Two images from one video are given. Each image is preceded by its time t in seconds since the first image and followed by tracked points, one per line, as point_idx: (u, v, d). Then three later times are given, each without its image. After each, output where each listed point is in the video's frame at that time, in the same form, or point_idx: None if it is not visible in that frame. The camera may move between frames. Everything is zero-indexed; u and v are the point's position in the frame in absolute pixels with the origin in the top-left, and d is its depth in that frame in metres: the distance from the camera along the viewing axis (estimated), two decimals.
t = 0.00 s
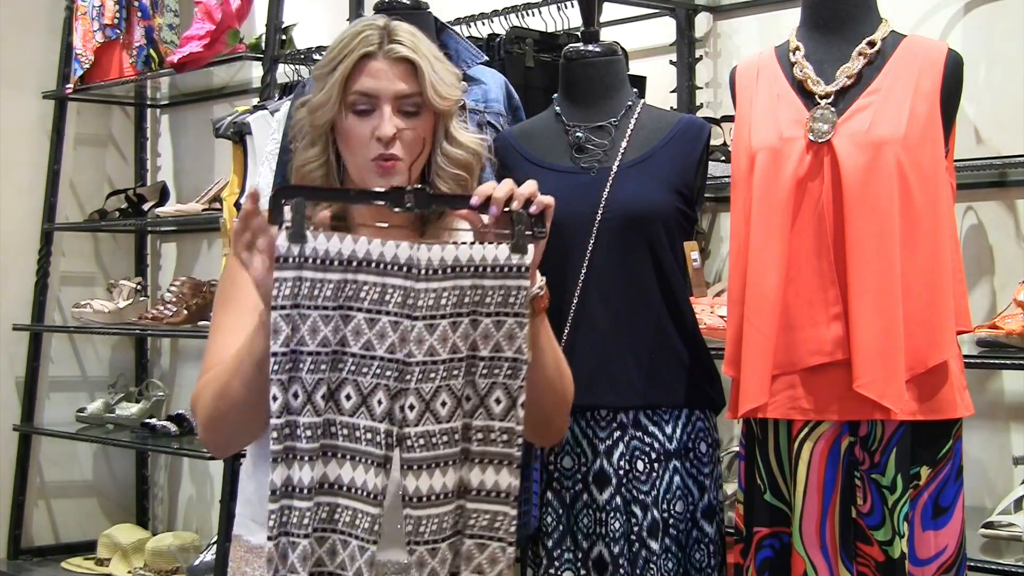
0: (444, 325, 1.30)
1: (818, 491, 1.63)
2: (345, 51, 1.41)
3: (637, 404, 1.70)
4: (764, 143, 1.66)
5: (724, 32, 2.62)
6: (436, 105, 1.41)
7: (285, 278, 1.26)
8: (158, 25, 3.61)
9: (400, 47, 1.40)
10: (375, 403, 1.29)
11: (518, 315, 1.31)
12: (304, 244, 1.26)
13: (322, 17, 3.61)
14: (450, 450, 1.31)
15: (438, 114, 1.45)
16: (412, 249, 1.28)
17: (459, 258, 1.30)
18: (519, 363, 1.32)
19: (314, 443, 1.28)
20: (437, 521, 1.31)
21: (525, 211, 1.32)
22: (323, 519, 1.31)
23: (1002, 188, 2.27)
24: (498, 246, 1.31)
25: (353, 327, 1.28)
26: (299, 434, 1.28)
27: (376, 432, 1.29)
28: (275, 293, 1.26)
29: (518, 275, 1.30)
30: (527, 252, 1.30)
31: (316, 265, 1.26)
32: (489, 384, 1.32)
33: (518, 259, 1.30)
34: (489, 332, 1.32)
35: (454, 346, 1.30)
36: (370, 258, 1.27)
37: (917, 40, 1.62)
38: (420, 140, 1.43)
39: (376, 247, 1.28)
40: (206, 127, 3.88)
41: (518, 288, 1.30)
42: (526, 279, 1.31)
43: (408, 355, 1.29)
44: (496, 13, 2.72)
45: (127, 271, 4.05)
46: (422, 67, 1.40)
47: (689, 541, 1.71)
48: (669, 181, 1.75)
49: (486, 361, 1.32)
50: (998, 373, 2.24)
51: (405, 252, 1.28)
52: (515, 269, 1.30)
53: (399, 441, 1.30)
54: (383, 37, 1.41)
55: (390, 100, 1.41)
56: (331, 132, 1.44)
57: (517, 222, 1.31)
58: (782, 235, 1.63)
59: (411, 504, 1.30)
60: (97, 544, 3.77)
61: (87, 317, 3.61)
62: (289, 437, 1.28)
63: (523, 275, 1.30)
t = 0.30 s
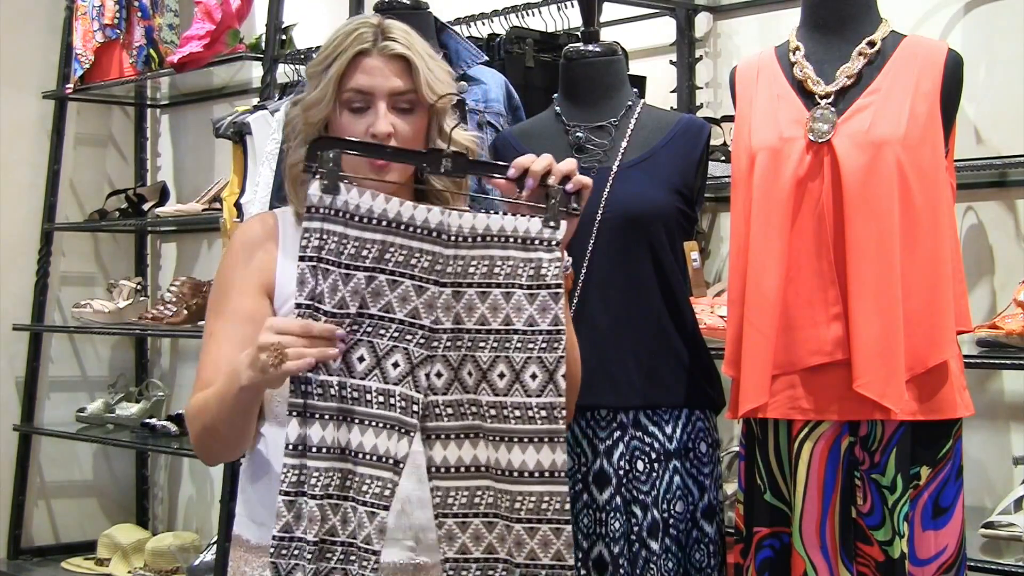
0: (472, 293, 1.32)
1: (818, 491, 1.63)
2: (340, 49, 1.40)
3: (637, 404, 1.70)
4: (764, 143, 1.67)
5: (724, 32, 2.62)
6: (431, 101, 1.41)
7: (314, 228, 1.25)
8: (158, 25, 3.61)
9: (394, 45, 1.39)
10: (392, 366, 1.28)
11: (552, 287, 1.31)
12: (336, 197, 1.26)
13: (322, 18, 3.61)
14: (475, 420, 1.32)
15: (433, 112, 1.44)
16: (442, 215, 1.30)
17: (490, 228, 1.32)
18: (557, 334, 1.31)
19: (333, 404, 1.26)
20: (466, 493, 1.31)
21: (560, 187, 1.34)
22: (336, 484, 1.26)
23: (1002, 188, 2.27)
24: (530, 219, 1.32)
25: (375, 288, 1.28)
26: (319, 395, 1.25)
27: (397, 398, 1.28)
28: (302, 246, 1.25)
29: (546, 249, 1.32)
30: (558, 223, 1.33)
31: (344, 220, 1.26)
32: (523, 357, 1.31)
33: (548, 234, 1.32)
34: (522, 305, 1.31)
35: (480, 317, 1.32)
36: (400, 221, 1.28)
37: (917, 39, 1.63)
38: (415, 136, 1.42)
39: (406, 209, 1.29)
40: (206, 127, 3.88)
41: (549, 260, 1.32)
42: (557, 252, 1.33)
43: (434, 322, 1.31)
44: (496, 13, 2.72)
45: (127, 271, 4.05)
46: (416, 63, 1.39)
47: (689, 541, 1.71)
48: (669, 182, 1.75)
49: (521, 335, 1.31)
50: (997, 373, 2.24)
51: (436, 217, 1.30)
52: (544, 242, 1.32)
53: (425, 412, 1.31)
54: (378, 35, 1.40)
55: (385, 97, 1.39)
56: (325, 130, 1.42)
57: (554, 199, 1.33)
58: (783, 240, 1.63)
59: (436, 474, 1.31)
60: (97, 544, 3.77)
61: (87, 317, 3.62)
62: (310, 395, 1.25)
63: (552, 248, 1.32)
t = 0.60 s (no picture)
0: (502, 302, 1.24)
1: (818, 490, 1.63)
2: (336, 42, 1.38)
3: (637, 404, 1.69)
4: (764, 143, 1.67)
5: (724, 32, 2.62)
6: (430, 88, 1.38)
7: (365, 213, 1.22)
8: (158, 25, 3.61)
9: (390, 32, 1.37)
10: (421, 362, 1.23)
11: (576, 311, 1.24)
12: (386, 183, 1.23)
13: (321, 18, 3.61)
14: (487, 429, 1.24)
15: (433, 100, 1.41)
16: (484, 221, 1.25)
17: (529, 241, 1.25)
18: (572, 358, 1.24)
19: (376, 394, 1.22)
20: (475, 501, 1.24)
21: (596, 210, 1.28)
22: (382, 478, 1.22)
23: (1002, 188, 2.27)
24: (568, 241, 1.26)
25: (414, 282, 1.23)
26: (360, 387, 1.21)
27: (424, 396, 1.22)
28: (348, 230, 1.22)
29: (578, 272, 1.25)
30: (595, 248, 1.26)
31: (391, 209, 1.23)
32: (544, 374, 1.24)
33: (581, 257, 1.25)
34: (545, 325, 1.24)
35: (507, 328, 1.24)
36: (443, 217, 1.24)
37: (917, 39, 1.63)
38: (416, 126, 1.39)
39: (451, 208, 1.24)
40: (206, 127, 3.88)
41: (578, 284, 1.25)
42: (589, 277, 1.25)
43: (467, 324, 1.24)
44: (496, 13, 2.72)
45: (127, 271, 4.05)
46: (413, 49, 1.36)
47: (689, 541, 1.71)
48: (669, 182, 1.75)
49: (541, 352, 1.24)
50: (997, 372, 2.24)
51: (478, 220, 1.25)
52: (576, 265, 1.25)
53: (447, 413, 1.23)
54: (373, 27, 1.38)
55: (383, 85, 1.37)
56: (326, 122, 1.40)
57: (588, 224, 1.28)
58: (783, 237, 1.64)
59: (451, 478, 1.24)
60: (97, 544, 3.77)
61: (87, 317, 3.62)
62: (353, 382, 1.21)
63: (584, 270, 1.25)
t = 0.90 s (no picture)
0: (571, 274, 1.32)
1: (818, 490, 1.63)
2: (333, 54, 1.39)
3: (637, 404, 1.69)
4: (764, 143, 1.67)
5: (724, 32, 2.62)
6: (431, 89, 1.37)
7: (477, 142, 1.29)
8: (158, 25, 3.61)
9: (383, 38, 1.37)
10: (483, 308, 1.29)
11: (639, 305, 1.30)
12: (503, 125, 1.30)
13: (321, 18, 3.61)
14: (522, 380, 1.28)
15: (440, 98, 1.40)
16: (576, 192, 1.34)
17: (604, 226, 1.33)
18: (626, 346, 1.30)
19: (446, 334, 1.27)
20: (495, 444, 1.26)
21: (672, 232, 1.40)
22: (415, 414, 1.26)
23: (1002, 188, 2.26)
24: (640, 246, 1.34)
25: (497, 227, 1.30)
26: (433, 323, 1.27)
27: (478, 339, 1.28)
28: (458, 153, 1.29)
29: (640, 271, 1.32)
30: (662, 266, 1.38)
31: (500, 147, 1.30)
32: (590, 352, 1.30)
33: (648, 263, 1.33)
34: (602, 306, 1.31)
35: (568, 298, 1.31)
36: (539, 171, 1.32)
37: (916, 39, 1.62)
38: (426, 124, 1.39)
39: (551, 167, 1.33)
40: (206, 127, 3.88)
41: (641, 280, 1.32)
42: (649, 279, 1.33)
43: (534, 281, 1.30)
44: (496, 13, 2.72)
45: (127, 271, 4.05)
46: (408, 53, 1.36)
47: (689, 540, 1.71)
48: (670, 182, 1.74)
49: (593, 330, 1.31)
50: (997, 372, 2.24)
51: (569, 190, 1.33)
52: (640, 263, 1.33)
53: (490, 361, 1.29)
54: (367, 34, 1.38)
55: (382, 91, 1.37)
56: (336, 134, 1.44)
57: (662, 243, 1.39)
58: (782, 236, 1.63)
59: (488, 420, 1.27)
60: (97, 544, 3.77)
61: (87, 317, 3.62)
62: (430, 313, 1.26)
63: (647, 274, 1.32)
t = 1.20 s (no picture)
0: (586, 285, 1.31)
1: (818, 490, 1.63)
2: (357, 58, 1.41)
3: (637, 405, 1.68)
4: (764, 143, 1.67)
5: (724, 32, 2.62)
6: (455, 95, 1.39)
7: (522, 130, 1.32)
8: (158, 25, 3.62)
9: (409, 42, 1.38)
10: (489, 290, 1.31)
11: (635, 331, 1.27)
12: (551, 129, 1.33)
13: (321, 18, 3.61)
14: (521, 377, 1.29)
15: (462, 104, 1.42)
16: (608, 208, 1.33)
17: (627, 250, 1.31)
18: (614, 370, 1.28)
19: (436, 283, 1.31)
20: (500, 444, 1.27)
21: (690, 275, 1.34)
22: (373, 340, 1.31)
23: (1003, 188, 2.26)
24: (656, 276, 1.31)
25: (520, 218, 1.32)
26: (428, 270, 1.31)
27: (473, 320, 1.31)
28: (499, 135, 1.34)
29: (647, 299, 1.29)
30: (673, 301, 1.31)
31: (545, 148, 1.33)
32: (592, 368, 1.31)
33: (661, 293, 1.29)
34: (606, 321, 1.30)
35: (576, 305, 1.31)
36: (574, 177, 1.33)
37: (917, 39, 1.62)
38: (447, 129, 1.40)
39: (589, 178, 1.33)
40: (206, 127, 3.87)
41: (647, 309, 1.28)
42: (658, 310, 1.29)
43: (545, 281, 1.31)
44: (496, 13, 2.72)
45: (127, 271, 4.05)
46: (433, 57, 1.38)
47: (689, 541, 1.72)
48: (671, 181, 1.75)
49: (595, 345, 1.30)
50: (997, 372, 2.24)
51: (602, 203, 1.33)
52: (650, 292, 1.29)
53: (488, 346, 1.30)
54: (392, 38, 1.39)
55: (406, 95, 1.38)
56: (356, 137, 1.45)
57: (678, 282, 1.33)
58: (783, 234, 1.64)
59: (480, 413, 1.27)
60: (97, 544, 3.76)
61: (87, 317, 3.62)
62: (429, 256, 1.31)
63: (659, 303, 1.29)
